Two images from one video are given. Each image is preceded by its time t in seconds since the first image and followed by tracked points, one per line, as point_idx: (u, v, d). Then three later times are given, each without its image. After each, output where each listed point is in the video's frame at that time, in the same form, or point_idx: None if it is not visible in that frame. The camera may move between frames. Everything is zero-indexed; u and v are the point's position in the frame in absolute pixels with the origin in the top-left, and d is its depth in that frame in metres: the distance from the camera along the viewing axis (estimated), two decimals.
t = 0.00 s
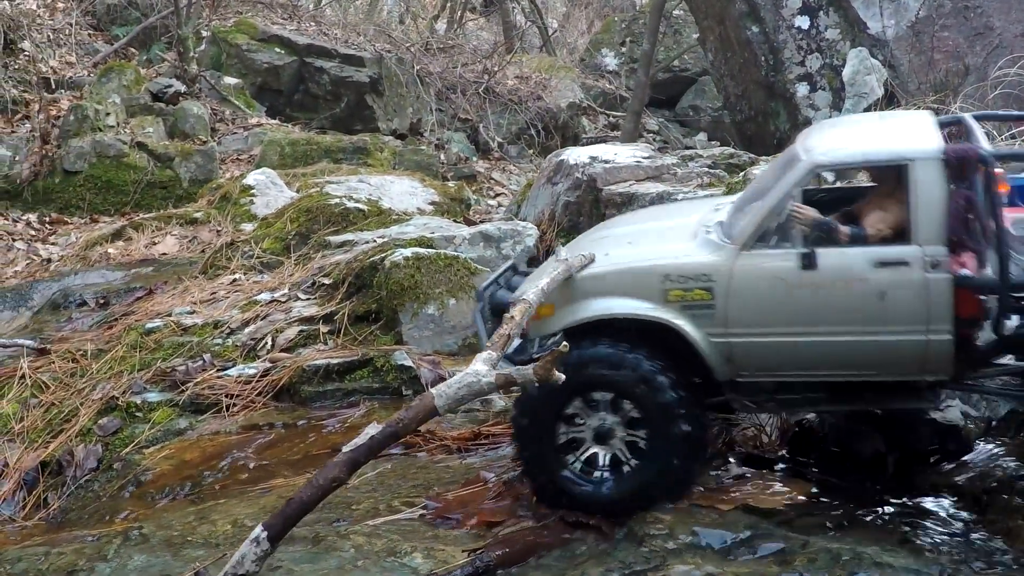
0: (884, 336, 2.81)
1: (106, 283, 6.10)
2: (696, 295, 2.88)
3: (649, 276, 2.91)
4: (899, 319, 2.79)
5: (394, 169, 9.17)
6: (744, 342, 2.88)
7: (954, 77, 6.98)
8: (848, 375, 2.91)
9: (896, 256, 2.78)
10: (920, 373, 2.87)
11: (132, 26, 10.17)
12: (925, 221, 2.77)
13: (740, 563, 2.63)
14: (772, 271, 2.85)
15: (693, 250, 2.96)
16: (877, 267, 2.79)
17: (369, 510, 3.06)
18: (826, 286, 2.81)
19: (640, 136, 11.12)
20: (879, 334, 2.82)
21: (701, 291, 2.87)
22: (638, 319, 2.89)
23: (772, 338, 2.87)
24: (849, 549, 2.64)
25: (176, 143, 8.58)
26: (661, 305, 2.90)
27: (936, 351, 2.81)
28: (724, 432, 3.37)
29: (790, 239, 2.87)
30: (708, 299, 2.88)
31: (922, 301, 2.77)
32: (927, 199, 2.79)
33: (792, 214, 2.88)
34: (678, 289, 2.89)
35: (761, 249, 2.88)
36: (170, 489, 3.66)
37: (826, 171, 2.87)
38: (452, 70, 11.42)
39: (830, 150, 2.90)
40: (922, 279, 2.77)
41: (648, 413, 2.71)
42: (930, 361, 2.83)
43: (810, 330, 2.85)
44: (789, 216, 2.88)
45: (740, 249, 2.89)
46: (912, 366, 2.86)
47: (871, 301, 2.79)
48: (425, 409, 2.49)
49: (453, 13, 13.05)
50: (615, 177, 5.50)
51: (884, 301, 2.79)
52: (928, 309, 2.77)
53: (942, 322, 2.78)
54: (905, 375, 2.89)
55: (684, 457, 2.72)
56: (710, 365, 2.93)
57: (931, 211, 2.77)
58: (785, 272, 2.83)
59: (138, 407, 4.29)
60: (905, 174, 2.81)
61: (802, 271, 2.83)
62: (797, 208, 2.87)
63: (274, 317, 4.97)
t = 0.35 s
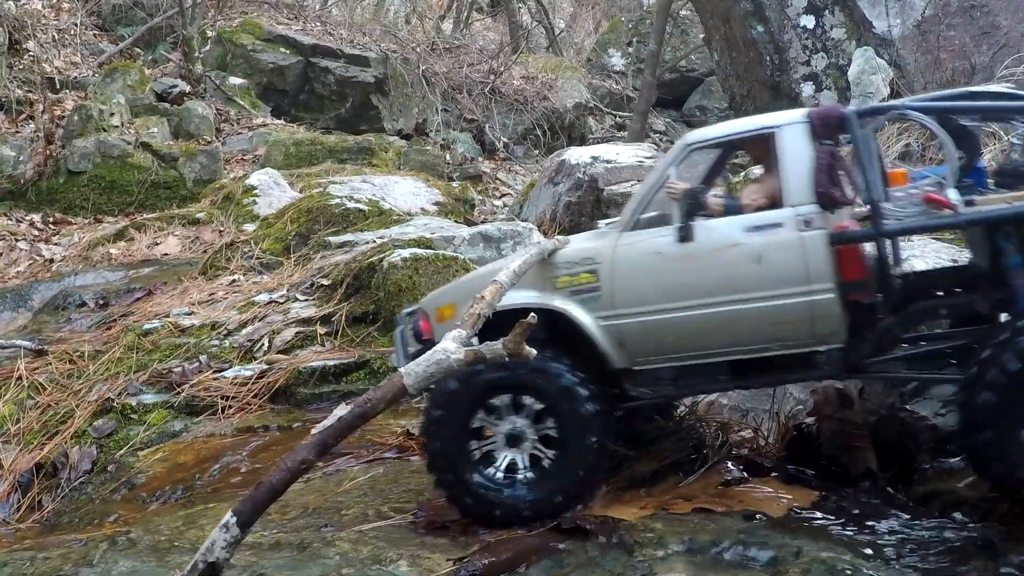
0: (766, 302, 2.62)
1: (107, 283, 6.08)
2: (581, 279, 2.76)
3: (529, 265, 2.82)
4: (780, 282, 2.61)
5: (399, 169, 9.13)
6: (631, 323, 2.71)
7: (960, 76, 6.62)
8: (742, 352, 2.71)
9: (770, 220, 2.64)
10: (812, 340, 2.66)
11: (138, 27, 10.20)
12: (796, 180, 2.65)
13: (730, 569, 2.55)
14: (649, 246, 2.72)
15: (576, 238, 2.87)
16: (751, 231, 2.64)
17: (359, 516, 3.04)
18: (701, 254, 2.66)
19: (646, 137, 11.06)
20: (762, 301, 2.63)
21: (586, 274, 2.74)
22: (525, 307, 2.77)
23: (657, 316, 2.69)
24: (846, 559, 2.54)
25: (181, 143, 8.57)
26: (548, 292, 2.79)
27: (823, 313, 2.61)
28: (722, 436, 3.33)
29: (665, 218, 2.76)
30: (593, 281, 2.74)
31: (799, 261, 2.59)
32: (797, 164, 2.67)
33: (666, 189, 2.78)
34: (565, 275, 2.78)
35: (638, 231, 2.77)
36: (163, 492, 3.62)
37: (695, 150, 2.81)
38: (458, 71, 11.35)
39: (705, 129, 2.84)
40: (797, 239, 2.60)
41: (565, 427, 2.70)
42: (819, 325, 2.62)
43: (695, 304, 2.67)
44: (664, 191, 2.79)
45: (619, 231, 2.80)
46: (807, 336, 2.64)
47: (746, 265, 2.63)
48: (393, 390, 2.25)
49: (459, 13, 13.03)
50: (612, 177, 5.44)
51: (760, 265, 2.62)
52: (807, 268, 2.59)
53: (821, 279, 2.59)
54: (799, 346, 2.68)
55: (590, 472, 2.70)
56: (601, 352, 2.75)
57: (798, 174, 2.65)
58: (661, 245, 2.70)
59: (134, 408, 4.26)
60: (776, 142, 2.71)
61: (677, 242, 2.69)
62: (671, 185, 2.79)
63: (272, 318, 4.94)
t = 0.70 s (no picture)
0: (651, 341, 2.63)
1: (110, 283, 6.06)
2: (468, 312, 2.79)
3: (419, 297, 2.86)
4: (662, 321, 2.60)
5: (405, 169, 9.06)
6: (516, 358, 2.77)
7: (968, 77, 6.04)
8: (635, 384, 2.75)
9: (650, 255, 2.60)
10: (700, 376, 2.66)
11: (143, 27, 10.20)
12: (675, 215, 2.59)
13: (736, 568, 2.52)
14: (534, 277, 2.74)
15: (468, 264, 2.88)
16: (632, 268, 2.62)
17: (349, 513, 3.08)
18: (581, 290, 2.67)
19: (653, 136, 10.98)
20: (647, 339, 2.64)
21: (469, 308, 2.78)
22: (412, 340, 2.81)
23: (544, 352, 2.75)
24: (852, 560, 2.47)
25: (186, 143, 8.55)
26: (441, 321, 2.83)
27: (709, 354, 2.60)
28: (727, 436, 3.32)
29: (551, 247, 2.76)
30: (477, 314, 2.78)
31: (680, 302, 2.57)
32: (679, 196, 2.60)
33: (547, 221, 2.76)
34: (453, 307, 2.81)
35: (522, 263, 2.77)
36: (162, 491, 3.59)
37: (581, 175, 2.78)
38: (464, 71, 10.87)
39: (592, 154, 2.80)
40: (678, 277, 2.56)
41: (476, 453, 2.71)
42: (707, 363, 2.62)
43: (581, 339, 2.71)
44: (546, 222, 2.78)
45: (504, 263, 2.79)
46: (696, 372, 2.65)
47: (628, 302, 2.63)
48: (367, 338, 2.26)
49: (465, 14, 13.01)
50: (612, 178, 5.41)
51: (640, 303, 2.61)
52: (689, 309, 2.56)
53: (704, 320, 2.56)
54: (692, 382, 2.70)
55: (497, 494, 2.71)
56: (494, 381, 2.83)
57: (680, 208, 2.58)
58: (545, 278, 2.72)
59: (135, 407, 4.24)
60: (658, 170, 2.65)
61: (556, 278, 2.71)
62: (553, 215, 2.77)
63: (274, 317, 4.91)
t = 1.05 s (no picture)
0: (576, 351, 2.89)
1: (116, 281, 6.03)
2: (389, 323, 3.01)
3: (344, 308, 3.03)
4: (588, 333, 2.86)
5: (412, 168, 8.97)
6: (441, 367, 3.01)
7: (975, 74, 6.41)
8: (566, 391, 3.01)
9: (573, 267, 2.84)
10: (627, 386, 2.94)
11: (150, 26, 10.20)
12: (600, 225, 2.82)
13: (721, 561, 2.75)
14: (456, 289, 2.95)
15: (386, 276, 3.08)
16: (556, 280, 2.85)
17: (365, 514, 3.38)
18: (507, 303, 2.90)
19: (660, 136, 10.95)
20: (573, 348, 2.89)
21: (391, 319, 2.99)
22: (334, 348, 3.01)
23: (477, 361, 2.98)
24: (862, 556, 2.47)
25: (192, 142, 8.52)
26: (358, 333, 3.04)
27: (635, 364, 2.86)
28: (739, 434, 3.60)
29: (469, 258, 2.96)
30: (400, 325, 3.01)
31: (607, 314, 2.82)
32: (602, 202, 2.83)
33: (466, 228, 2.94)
34: (371, 318, 3.01)
35: (443, 272, 2.97)
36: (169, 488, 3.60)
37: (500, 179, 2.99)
38: (470, 71, 11.14)
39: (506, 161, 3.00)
40: (603, 288, 2.81)
41: (413, 462, 3.03)
42: (633, 374, 2.88)
43: (510, 349, 2.95)
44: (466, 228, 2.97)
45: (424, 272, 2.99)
46: (621, 379, 2.92)
47: (553, 315, 2.87)
48: (340, 278, 2.80)
49: (471, 14, 13.01)
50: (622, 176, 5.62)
51: (564, 314, 2.86)
52: (616, 319, 2.81)
53: (629, 332, 2.82)
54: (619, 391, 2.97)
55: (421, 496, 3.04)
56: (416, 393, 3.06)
57: (604, 212, 2.82)
58: (468, 291, 2.94)
59: (141, 404, 4.22)
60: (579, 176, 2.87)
61: (481, 287, 2.92)
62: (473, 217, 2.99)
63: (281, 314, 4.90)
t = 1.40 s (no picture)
0: (511, 340, 2.96)
1: (122, 281, 6.01)
2: (327, 312, 3.09)
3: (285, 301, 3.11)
4: (525, 321, 2.94)
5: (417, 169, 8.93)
6: (378, 357, 3.06)
7: (981, 74, 6.32)
8: (502, 384, 3.07)
9: (511, 257, 2.96)
10: (564, 378, 3.02)
11: (155, 27, 10.18)
12: (541, 215, 2.97)
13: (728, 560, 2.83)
14: (396, 279, 3.05)
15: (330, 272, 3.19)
16: (495, 269, 2.97)
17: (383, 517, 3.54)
18: (445, 292, 3.00)
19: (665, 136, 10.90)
20: (510, 337, 2.96)
21: (331, 307, 3.08)
22: (275, 338, 3.08)
23: (414, 350, 3.04)
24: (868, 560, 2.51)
25: (198, 142, 8.48)
26: (297, 324, 3.11)
27: (570, 351, 2.94)
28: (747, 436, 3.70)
29: (411, 251, 3.09)
30: (338, 314, 3.09)
31: (545, 301, 2.91)
32: (545, 193, 3.00)
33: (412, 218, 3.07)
34: (312, 308, 3.09)
35: (385, 262, 3.08)
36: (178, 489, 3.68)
37: (445, 173, 3.14)
38: (475, 71, 11.10)
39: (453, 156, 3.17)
40: (543, 274, 2.92)
41: (339, 453, 3.05)
42: (568, 364, 2.97)
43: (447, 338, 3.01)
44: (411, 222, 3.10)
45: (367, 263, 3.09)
46: (559, 371, 3.00)
47: (489, 302, 2.96)
48: (292, 290, 2.99)
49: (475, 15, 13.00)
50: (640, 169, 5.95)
51: (503, 300, 2.94)
52: (553, 304, 2.91)
53: (568, 318, 2.91)
54: (555, 382, 3.05)
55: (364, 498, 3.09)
56: (350, 385, 3.12)
57: (539, 206, 2.98)
58: (409, 280, 3.04)
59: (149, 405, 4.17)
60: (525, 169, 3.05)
61: (423, 275, 3.02)
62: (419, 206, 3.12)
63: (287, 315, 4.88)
